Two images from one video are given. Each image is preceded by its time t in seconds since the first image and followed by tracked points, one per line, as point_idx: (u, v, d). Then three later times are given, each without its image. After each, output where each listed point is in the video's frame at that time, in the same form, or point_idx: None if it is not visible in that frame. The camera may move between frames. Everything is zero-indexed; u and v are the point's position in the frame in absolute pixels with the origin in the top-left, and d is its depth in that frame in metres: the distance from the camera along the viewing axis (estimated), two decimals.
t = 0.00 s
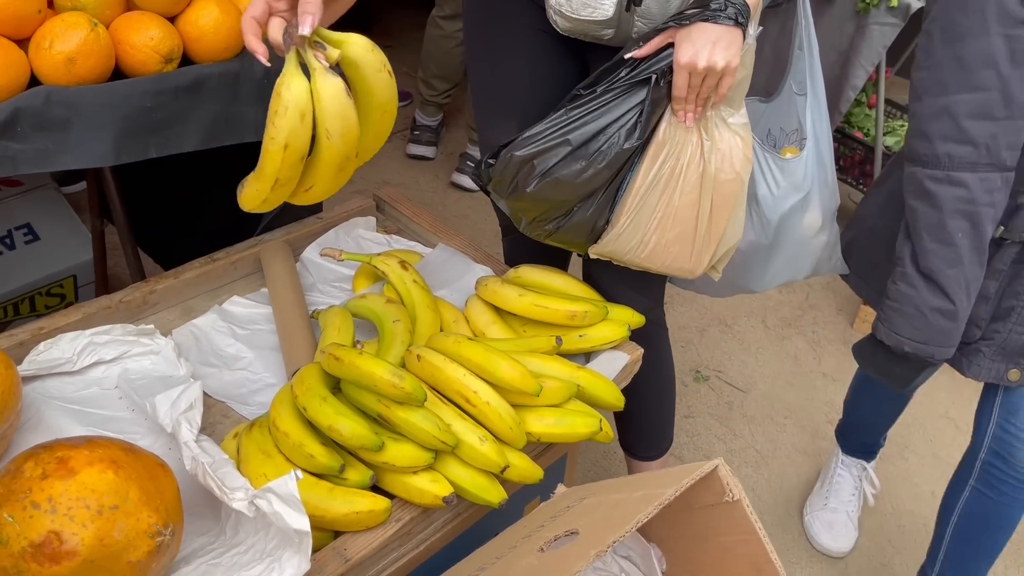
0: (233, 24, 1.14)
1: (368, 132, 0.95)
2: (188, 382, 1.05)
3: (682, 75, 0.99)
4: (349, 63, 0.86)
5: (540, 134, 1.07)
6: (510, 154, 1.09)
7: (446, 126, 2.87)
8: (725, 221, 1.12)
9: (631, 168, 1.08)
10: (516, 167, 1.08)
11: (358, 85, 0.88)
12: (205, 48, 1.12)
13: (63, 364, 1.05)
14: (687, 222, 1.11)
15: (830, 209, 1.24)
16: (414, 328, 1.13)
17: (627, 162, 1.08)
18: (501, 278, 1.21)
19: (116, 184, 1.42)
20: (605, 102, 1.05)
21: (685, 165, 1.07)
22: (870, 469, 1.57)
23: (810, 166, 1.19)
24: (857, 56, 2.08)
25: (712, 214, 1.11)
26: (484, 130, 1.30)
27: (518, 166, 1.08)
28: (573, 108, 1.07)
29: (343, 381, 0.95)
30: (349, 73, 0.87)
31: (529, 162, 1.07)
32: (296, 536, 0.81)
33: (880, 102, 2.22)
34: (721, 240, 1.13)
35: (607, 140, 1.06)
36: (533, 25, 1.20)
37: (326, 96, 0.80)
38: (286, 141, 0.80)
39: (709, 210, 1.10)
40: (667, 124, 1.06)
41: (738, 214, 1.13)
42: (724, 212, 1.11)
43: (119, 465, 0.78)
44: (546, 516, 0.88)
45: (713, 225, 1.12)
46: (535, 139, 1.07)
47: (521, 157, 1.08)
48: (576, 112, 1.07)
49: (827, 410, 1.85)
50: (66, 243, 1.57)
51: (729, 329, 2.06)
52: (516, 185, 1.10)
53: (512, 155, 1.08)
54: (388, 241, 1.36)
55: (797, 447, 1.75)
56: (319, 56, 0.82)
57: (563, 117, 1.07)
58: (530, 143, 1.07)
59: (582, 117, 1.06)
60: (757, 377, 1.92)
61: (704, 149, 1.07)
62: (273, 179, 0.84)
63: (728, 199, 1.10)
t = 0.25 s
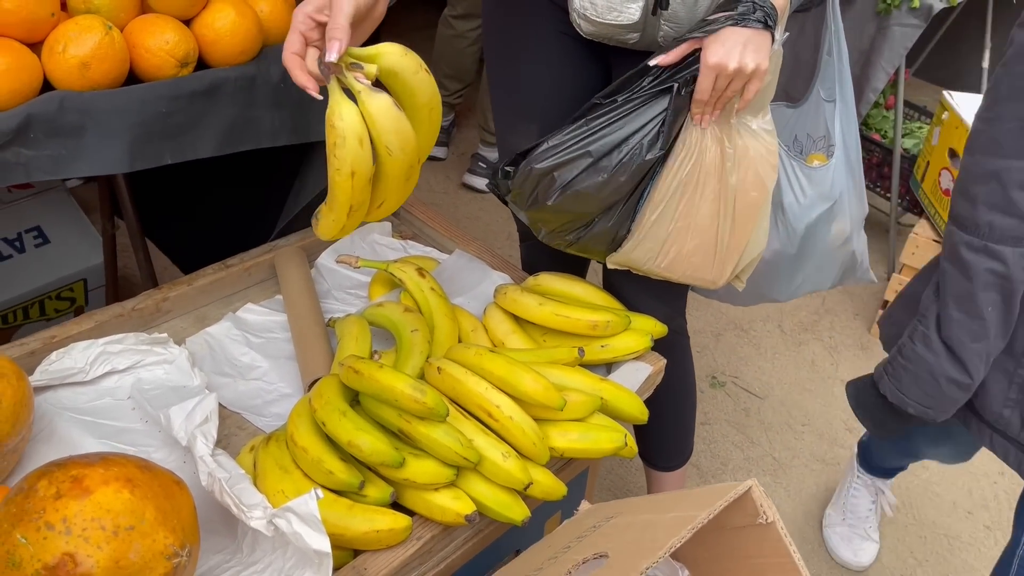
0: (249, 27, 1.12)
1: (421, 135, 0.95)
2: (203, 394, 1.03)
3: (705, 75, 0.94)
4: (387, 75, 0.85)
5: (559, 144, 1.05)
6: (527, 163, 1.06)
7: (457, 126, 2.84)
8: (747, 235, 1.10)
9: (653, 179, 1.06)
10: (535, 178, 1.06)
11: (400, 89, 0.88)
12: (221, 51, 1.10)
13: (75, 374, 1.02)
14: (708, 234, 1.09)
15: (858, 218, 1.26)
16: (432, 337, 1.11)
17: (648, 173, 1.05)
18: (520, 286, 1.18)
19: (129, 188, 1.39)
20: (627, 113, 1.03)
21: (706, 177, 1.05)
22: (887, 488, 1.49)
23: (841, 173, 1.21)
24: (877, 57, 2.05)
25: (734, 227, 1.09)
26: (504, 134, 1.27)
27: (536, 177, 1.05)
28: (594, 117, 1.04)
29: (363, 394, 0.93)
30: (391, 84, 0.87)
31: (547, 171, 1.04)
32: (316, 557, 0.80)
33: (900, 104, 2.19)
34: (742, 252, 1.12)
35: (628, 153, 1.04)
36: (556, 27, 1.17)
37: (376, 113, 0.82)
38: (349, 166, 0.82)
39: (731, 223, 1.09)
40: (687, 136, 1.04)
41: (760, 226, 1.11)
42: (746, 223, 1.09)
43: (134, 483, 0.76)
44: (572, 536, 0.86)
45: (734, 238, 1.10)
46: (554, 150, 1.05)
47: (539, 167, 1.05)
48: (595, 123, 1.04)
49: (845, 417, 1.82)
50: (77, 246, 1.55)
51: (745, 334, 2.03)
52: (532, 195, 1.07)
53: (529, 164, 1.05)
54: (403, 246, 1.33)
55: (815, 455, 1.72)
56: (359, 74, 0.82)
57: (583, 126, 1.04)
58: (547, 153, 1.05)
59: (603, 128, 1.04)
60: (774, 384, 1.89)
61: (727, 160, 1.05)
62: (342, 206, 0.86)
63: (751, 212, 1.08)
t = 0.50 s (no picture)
0: (266, 29, 1.12)
1: (441, 126, 0.93)
2: (219, 404, 1.01)
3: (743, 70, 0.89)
4: (413, 55, 0.85)
5: (591, 171, 1.03)
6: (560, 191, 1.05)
7: (467, 126, 2.83)
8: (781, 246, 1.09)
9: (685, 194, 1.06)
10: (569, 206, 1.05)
11: (426, 75, 0.87)
12: (236, 52, 1.10)
13: (89, 383, 1.01)
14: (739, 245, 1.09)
15: (884, 224, 1.30)
16: (450, 344, 1.09)
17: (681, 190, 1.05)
18: (538, 292, 1.16)
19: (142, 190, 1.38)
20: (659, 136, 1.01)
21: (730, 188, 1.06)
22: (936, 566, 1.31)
23: (865, 179, 1.28)
24: (895, 57, 2.04)
25: (766, 237, 1.08)
26: (523, 137, 1.26)
27: (571, 205, 1.04)
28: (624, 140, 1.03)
29: (382, 404, 0.91)
30: (415, 66, 0.86)
31: (581, 200, 1.04)
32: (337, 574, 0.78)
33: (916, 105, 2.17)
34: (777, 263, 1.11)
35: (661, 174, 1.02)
36: (579, 28, 1.15)
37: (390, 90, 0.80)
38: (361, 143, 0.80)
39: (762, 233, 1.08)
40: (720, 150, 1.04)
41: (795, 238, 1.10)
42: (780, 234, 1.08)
43: (154, 499, 0.74)
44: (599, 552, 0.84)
45: (768, 248, 1.09)
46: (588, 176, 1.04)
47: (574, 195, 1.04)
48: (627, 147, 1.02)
49: (861, 421, 1.79)
50: (87, 249, 1.53)
51: (760, 337, 2.01)
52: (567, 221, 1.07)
53: (563, 193, 1.05)
54: (419, 251, 1.31)
55: (832, 461, 1.70)
56: (383, 55, 0.81)
57: (612, 151, 1.03)
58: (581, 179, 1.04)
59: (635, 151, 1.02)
60: (789, 388, 1.87)
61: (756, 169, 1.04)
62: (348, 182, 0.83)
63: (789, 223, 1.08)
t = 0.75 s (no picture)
0: (283, 29, 1.11)
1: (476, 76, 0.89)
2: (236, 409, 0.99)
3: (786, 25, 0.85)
4: None
5: (658, 211, 1.01)
6: (627, 235, 1.02)
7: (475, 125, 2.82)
8: (840, 247, 1.00)
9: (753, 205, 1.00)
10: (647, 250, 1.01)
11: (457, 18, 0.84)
12: (253, 53, 1.09)
13: (104, 388, 1.00)
14: (796, 250, 1.01)
15: (906, 227, 1.15)
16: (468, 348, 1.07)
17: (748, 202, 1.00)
18: (556, 294, 1.14)
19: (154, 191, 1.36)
20: (711, 156, 1.00)
21: (789, 194, 0.99)
22: None
23: (893, 182, 1.10)
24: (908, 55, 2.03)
25: (826, 237, 0.99)
26: (542, 136, 1.24)
27: (654, 251, 1.00)
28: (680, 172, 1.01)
29: (404, 411, 0.89)
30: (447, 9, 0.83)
31: (660, 241, 1.00)
32: None
33: (927, 103, 2.17)
34: (834, 269, 1.02)
35: (731, 198, 1.00)
36: (600, 26, 1.14)
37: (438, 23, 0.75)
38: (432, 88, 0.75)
39: (822, 231, 0.99)
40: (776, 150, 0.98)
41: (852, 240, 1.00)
42: (837, 231, 0.99)
43: (176, 508, 0.73)
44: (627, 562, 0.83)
45: (829, 246, 1.00)
46: (656, 216, 1.01)
47: (653, 238, 1.00)
48: (685, 179, 1.00)
49: (876, 422, 1.78)
50: (97, 250, 1.52)
51: (772, 338, 2.00)
52: (645, 263, 1.01)
53: (636, 238, 1.01)
54: (433, 252, 1.30)
55: (847, 462, 1.69)
56: None
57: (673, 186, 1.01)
58: (649, 222, 1.01)
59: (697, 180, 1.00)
60: (802, 388, 1.86)
61: (810, 162, 0.97)
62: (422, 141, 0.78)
63: (844, 224, 0.98)
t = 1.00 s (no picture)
0: (291, 32, 1.10)
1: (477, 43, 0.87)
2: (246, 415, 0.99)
3: None
4: None
5: (733, 234, 0.94)
6: (702, 263, 0.95)
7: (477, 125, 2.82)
8: (866, 243, 0.98)
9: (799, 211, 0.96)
10: (725, 278, 0.94)
11: None
12: (260, 56, 1.09)
13: (112, 394, 0.99)
14: (830, 252, 0.97)
15: (916, 227, 1.12)
16: (477, 352, 1.06)
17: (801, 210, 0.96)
18: (566, 297, 1.14)
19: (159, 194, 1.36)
20: (773, 168, 0.96)
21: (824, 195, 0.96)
22: None
23: (907, 186, 1.07)
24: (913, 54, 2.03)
25: (853, 237, 0.98)
26: (552, 138, 1.24)
27: (735, 276, 0.93)
28: (745, 190, 0.95)
29: (415, 416, 0.88)
30: None
31: (741, 263, 0.93)
32: None
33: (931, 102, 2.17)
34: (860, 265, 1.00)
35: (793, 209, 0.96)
36: (611, 27, 1.13)
37: None
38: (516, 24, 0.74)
39: (851, 233, 0.98)
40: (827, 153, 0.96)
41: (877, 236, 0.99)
42: (862, 230, 0.98)
43: (188, 519, 0.72)
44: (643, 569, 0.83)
45: (856, 246, 0.98)
46: (729, 240, 0.94)
47: (732, 263, 0.94)
48: (753, 197, 0.95)
49: (882, 423, 1.78)
50: (101, 253, 1.51)
51: (777, 337, 2.00)
52: (726, 290, 0.94)
53: (713, 264, 0.94)
54: (440, 255, 1.29)
55: (854, 463, 1.68)
56: None
57: (740, 205, 0.95)
58: (723, 246, 0.94)
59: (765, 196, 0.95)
60: (808, 389, 1.86)
61: (842, 160, 0.96)
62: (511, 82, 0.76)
63: (871, 219, 0.97)
